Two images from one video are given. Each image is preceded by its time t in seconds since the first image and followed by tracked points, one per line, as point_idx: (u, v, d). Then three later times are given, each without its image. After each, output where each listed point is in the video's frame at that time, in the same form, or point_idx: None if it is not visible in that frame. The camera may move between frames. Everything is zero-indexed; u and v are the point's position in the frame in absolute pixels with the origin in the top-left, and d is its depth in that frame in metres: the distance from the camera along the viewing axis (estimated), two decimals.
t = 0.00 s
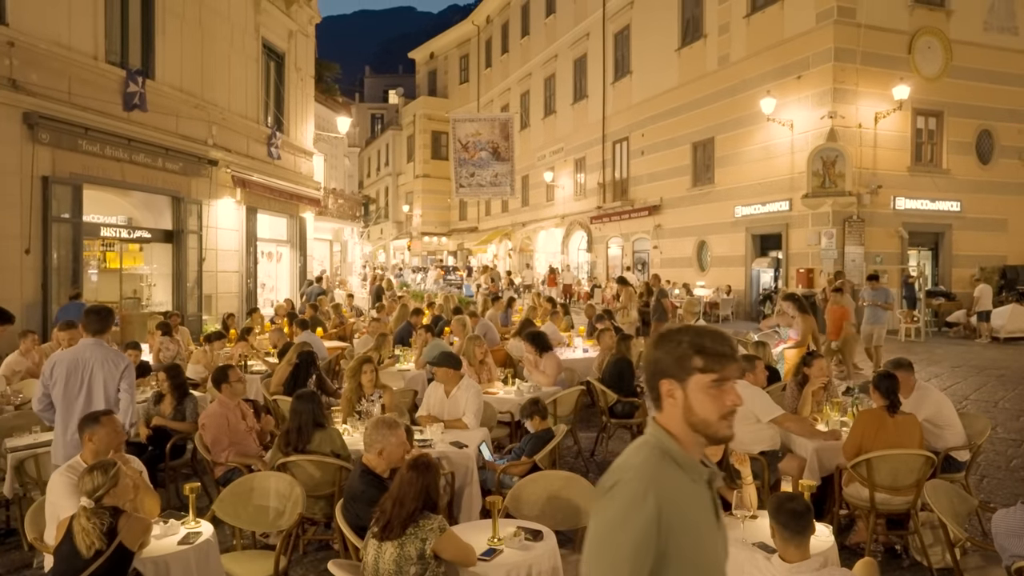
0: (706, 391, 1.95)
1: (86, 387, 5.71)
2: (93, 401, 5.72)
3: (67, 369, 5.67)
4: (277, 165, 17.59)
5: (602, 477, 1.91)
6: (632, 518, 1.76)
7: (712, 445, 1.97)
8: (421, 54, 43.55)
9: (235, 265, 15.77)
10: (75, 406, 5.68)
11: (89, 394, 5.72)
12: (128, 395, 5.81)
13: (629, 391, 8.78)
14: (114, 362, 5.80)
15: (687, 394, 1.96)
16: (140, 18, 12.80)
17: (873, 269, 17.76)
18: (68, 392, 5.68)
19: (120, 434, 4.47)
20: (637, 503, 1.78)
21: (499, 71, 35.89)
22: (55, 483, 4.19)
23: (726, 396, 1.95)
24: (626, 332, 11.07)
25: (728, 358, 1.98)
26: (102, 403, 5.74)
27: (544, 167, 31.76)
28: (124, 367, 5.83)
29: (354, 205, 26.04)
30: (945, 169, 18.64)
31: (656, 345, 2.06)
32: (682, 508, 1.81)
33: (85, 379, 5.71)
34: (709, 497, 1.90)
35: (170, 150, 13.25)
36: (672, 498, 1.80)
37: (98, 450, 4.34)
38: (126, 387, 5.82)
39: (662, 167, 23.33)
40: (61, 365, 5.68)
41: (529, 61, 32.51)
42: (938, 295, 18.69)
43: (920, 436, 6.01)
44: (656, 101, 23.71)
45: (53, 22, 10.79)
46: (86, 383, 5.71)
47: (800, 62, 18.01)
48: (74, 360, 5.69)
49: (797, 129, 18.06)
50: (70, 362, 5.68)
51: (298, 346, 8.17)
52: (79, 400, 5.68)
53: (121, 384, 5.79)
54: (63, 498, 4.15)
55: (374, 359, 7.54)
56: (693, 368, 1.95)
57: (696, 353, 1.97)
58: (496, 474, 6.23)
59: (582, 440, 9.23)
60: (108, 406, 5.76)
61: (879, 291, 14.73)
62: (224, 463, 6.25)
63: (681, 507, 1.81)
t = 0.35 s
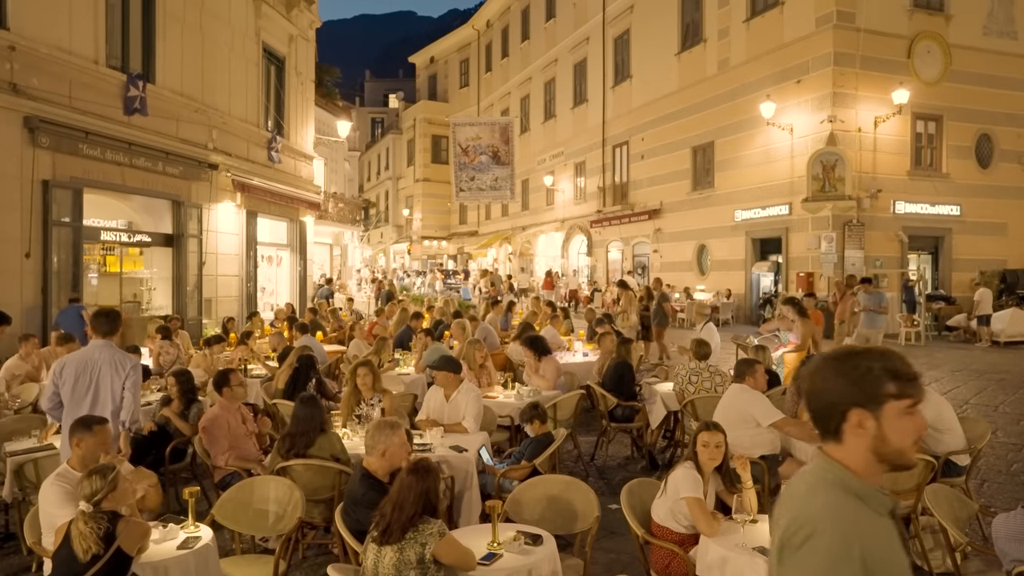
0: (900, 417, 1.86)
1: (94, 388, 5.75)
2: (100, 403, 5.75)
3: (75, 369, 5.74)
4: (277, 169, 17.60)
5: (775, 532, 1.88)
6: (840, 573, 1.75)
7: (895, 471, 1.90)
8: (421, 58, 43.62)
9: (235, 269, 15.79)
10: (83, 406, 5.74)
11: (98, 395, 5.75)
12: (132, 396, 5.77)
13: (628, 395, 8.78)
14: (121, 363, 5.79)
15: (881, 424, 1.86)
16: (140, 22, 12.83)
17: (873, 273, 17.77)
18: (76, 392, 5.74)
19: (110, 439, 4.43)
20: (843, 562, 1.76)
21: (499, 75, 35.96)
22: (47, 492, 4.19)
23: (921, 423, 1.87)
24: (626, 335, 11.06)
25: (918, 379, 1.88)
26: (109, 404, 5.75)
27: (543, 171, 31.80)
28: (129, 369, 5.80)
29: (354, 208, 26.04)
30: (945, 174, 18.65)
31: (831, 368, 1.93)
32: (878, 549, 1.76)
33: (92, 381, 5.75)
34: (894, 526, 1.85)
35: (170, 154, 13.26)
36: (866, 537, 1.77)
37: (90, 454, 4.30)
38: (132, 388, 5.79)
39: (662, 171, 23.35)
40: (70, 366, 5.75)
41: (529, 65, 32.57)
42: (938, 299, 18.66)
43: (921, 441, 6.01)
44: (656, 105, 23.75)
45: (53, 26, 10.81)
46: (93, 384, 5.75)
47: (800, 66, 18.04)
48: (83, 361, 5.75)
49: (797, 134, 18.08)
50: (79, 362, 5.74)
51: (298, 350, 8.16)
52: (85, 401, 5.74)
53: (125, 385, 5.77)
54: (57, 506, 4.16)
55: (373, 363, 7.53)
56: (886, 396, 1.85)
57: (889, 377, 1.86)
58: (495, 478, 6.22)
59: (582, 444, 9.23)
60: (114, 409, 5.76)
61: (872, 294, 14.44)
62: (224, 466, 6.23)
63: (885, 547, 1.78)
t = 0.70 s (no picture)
0: None
1: (90, 392, 5.75)
2: (97, 406, 5.75)
3: (71, 374, 5.74)
4: (277, 173, 17.60)
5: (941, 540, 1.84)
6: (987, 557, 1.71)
7: None
8: (421, 62, 43.69)
9: (235, 272, 15.79)
10: (81, 411, 5.74)
11: (95, 399, 5.76)
12: (128, 398, 5.78)
13: (628, 399, 8.76)
14: (116, 366, 5.80)
15: None
16: (140, 26, 12.86)
17: (873, 277, 17.78)
18: (73, 397, 5.73)
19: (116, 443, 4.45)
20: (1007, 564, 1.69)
21: (499, 79, 36.01)
22: (48, 494, 4.17)
23: None
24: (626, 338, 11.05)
25: None
26: (106, 408, 5.76)
27: (543, 175, 31.82)
28: (125, 372, 5.81)
29: (354, 212, 26.04)
30: (944, 177, 18.67)
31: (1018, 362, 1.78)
32: None
33: (88, 385, 5.75)
34: None
35: (170, 158, 13.27)
36: None
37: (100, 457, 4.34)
38: (129, 391, 5.80)
39: (662, 175, 23.36)
40: (66, 371, 5.74)
41: (529, 69, 32.62)
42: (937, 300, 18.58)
43: (920, 444, 6.00)
44: (655, 109, 23.77)
45: (54, 31, 10.84)
46: (90, 387, 5.75)
47: (799, 70, 18.06)
48: (78, 366, 5.74)
49: (797, 137, 18.08)
50: (75, 367, 5.73)
51: (297, 353, 8.16)
52: (82, 406, 5.74)
53: (121, 387, 5.77)
54: (56, 509, 4.12)
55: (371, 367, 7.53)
56: None
57: None
58: (495, 482, 6.20)
59: (582, 448, 9.22)
60: (111, 412, 5.76)
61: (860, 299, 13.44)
62: (223, 470, 6.20)
63: None
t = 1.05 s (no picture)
0: None
1: (88, 393, 5.76)
2: (96, 407, 5.76)
3: (67, 378, 5.73)
4: (277, 176, 17.61)
5: None
6: None
7: None
8: (421, 66, 43.77)
9: (235, 276, 15.79)
10: (79, 413, 5.73)
11: (93, 401, 5.76)
12: (127, 396, 5.82)
13: (627, 403, 8.75)
14: (112, 366, 5.83)
15: None
16: (141, 30, 12.88)
17: (873, 280, 17.79)
18: (71, 400, 5.73)
19: (143, 457, 4.60)
20: None
21: (499, 82, 36.06)
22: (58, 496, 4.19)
23: None
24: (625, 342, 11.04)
25: None
26: (105, 408, 5.78)
27: (543, 179, 31.84)
28: (121, 371, 5.84)
29: (354, 216, 26.06)
30: (944, 181, 18.68)
31: None
32: None
33: (86, 387, 5.76)
34: None
35: (170, 161, 13.28)
36: None
37: (125, 470, 4.47)
38: (127, 390, 5.84)
39: (662, 178, 23.37)
40: (62, 374, 5.74)
41: (529, 73, 32.66)
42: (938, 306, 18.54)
43: (919, 447, 5.97)
44: (655, 112, 23.79)
45: (55, 34, 10.86)
46: (88, 389, 5.76)
47: (799, 73, 18.08)
48: (74, 368, 5.75)
49: (797, 141, 18.09)
50: (71, 370, 5.74)
51: (296, 357, 8.15)
52: (82, 408, 5.73)
53: (119, 387, 5.81)
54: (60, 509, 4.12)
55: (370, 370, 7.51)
56: None
57: None
58: (493, 486, 6.19)
59: (581, 452, 9.20)
60: (111, 412, 5.79)
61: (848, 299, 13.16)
62: (220, 474, 6.20)
63: None
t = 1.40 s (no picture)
0: None
1: (97, 395, 5.77)
2: (107, 408, 5.81)
3: (75, 380, 5.67)
4: (277, 178, 17.62)
5: None
6: None
7: None
8: (421, 68, 43.82)
9: (234, 278, 15.80)
10: (91, 415, 5.73)
11: (102, 401, 5.79)
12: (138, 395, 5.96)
13: (625, 405, 8.73)
14: (118, 366, 5.90)
15: None
16: (141, 32, 12.90)
17: (872, 283, 17.79)
18: (81, 402, 5.70)
19: (156, 468, 4.56)
20: None
21: (499, 85, 36.10)
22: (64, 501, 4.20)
23: None
24: (624, 344, 11.03)
25: None
26: (117, 409, 5.86)
27: (543, 181, 31.85)
28: (128, 371, 5.94)
29: (354, 218, 26.07)
30: (944, 184, 18.68)
31: None
32: None
33: (95, 389, 5.76)
34: None
35: (169, 163, 13.29)
36: None
37: (134, 480, 4.46)
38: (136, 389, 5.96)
39: (662, 180, 23.38)
40: (69, 376, 5.65)
41: (529, 75, 32.70)
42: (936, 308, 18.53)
43: (917, 450, 5.97)
44: (655, 115, 23.79)
45: (54, 36, 10.87)
46: (97, 391, 5.76)
47: (798, 76, 18.10)
48: (82, 370, 5.70)
49: (797, 143, 18.09)
50: (80, 372, 5.68)
51: (294, 359, 8.15)
52: (95, 410, 5.74)
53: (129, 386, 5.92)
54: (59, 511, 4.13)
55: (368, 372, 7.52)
56: None
57: None
58: (491, 488, 6.18)
59: (579, 454, 9.19)
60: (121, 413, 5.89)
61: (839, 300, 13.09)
62: (218, 476, 6.20)
63: None
